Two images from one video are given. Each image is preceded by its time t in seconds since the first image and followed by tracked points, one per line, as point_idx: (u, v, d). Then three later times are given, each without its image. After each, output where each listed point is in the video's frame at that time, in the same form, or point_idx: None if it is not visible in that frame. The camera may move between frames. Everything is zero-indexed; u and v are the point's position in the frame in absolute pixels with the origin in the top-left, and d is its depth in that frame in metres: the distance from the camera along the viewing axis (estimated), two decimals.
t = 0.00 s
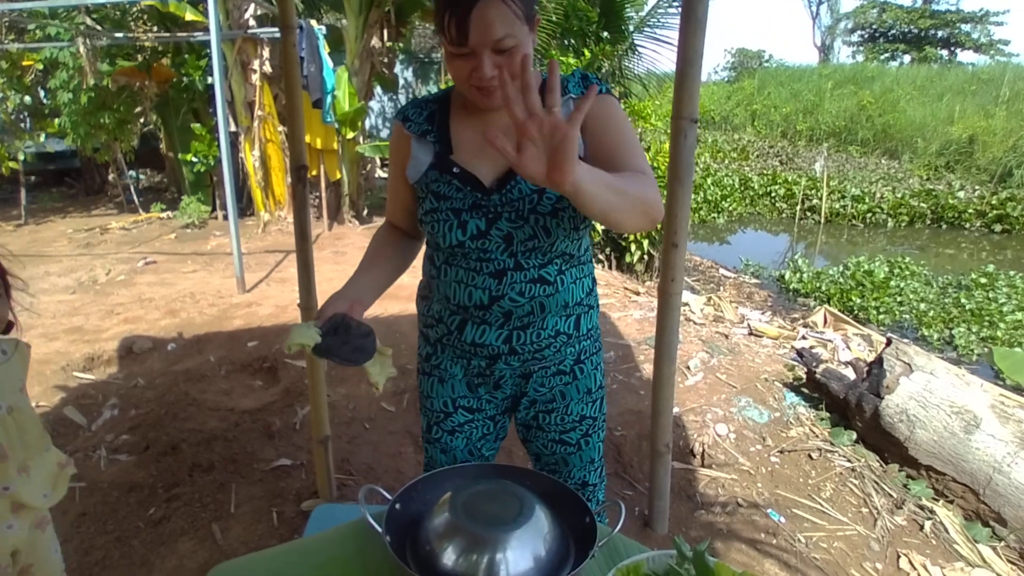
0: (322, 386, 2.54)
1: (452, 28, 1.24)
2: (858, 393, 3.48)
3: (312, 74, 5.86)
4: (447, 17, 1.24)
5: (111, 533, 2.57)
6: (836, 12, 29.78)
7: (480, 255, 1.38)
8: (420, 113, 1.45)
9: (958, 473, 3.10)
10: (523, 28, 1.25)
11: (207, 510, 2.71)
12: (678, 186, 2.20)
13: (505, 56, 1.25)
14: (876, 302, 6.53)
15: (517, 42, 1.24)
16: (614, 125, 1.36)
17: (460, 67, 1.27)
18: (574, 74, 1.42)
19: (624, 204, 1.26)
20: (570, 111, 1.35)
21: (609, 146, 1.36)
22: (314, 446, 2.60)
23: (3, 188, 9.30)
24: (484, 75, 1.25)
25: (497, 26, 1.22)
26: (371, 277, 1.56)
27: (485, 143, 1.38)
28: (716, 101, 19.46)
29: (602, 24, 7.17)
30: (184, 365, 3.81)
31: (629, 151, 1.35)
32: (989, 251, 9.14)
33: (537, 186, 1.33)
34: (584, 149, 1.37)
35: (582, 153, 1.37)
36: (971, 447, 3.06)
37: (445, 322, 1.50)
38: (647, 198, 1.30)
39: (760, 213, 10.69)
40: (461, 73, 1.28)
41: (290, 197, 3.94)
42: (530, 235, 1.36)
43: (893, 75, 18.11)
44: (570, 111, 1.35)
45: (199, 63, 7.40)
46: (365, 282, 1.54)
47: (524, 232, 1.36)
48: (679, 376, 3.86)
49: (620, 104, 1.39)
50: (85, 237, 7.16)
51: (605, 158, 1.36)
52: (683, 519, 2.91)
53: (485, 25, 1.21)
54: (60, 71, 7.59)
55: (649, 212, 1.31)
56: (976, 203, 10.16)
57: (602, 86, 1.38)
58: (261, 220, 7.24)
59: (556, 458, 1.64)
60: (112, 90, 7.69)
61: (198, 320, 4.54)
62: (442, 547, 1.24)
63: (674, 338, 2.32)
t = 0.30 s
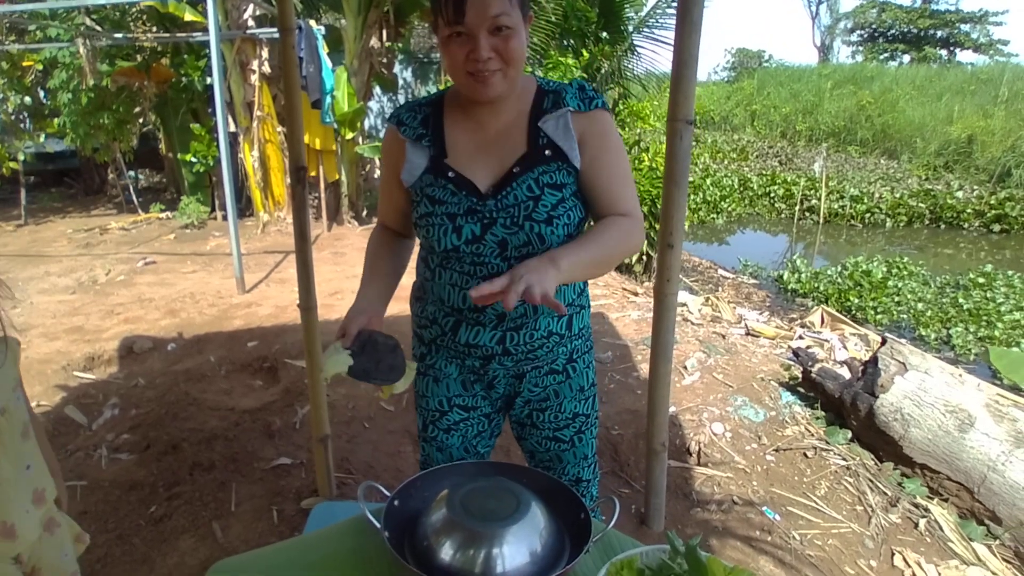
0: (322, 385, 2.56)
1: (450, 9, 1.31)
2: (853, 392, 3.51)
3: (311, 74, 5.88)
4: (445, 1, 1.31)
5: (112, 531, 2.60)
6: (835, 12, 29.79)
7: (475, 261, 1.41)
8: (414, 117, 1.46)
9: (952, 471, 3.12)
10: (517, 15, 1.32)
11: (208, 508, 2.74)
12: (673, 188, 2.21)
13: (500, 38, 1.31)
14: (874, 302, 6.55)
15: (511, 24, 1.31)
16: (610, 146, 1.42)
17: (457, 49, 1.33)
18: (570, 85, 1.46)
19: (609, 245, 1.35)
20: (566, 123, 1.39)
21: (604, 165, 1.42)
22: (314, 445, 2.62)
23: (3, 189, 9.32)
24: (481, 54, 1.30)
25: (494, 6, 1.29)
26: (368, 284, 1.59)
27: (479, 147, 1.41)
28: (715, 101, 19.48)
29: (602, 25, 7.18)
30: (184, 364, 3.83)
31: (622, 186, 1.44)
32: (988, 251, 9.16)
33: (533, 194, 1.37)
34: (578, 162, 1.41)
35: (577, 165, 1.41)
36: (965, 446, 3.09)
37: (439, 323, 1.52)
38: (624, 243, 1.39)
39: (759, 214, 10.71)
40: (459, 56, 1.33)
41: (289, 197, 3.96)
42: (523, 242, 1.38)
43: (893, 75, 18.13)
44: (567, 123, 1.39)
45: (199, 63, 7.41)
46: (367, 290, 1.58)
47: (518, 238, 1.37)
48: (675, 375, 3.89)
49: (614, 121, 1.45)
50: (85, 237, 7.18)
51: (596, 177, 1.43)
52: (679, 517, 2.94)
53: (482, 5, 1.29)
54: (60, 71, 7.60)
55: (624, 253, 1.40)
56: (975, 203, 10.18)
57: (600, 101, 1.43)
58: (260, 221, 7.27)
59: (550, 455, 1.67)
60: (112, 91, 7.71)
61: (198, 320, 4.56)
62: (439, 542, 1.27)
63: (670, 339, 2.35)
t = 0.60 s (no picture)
0: (322, 385, 2.58)
1: (434, 23, 1.31)
2: (851, 393, 3.53)
3: (311, 77, 5.90)
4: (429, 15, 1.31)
5: (114, 531, 2.61)
6: (836, 15, 29.85)
7: (472, 260, 1.43)
8: (413, 118, 1.47)
9: (950, 472, 3.13)
10: (503, 23, 1.30)
11: (210, 508, 2.75)
12: (671, 190, 2.23)
13: (484, 53, 1.30)
14: (874, 304, 6.57)
15: (496, 37, 1.29)
16: (605, 153, 1.46)
17: (443, 63, 1.33)
18: (567, 89, 1.48)
19: (592, 263, 1.45)
20: (563, 127, 1.42)
21: (598, 172, 1.46)
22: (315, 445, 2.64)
23: (5, 191, 9.34)
24: (464, 71, 1.30)
25: (477, 21, 1.27)
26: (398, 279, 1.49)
27: (478, 148, 1.43)
28: (715, 103, 19.51)
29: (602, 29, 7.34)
30: (185, 366, 3.85)
31: (613, 197, 1.50)
32: (988, 253, 9.18)
33: (531, 195, 1.38)
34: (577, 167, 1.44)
35: (575, 169, 1.44)
36: (963, 446, 3.10)
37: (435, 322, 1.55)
38: (609, 257, 1.48)
39: (759, 216, 10.73)
40: (445, 70, 1.34)
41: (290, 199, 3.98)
42: (521, 241, 1.40)
43: (893, 78, 18.17)
44: (564, 127, 1.41)
45: (199, 66, 7.38)
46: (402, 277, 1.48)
47: (516, 238, 1.40)
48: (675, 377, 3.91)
49: (607, 124, 1.48)
50: (86, 240, 7.21)
51: (590, 183, 1.47)
52: (678, 517, 2.95)
53: (464, 22, 1.27)
54: (62, 73, 7.63)
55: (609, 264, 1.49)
56: (975, 205, 10.20)
57: (595, 105, 1.45)
58: (261, 223, 7.30)
59: (547, 455, 1.69)
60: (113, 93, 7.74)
61: (200, 321, 4.58)
62: (439, 540, 1.28)
63: (668, 341, 2.36)
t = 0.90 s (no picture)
0: (324, 388, 2.59)
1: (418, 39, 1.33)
2: (850, 396, 3.54)
3: (313, 82, 5.93)
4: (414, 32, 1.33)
5: (117, 532, 2.63)
6: (836, 20, 29.94)
7: (475, 262, 1.44)
8: (412, 122, 1.47)
9: (949, 474, 3.15)
10: (486, 38, 1.31)
11: (211, 509, 2.77)
12: (670, 194, 2.25)
13: (469, 67, 1.32)
14: (875, 308, 6.58)
15: (480, 52, 1.31)
16: (601, 153, 1.49)
17: (430, 79, 1.36)
18: (562, 91, 1.50)
19: (594, 261, 1.48)
20: (560, 130, 1.44)
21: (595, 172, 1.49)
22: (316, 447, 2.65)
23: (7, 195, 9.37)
24: (450, 86, 1.33)
25: (458, 37, 1.29)
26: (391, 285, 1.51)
27: (474, 155, 1.44)
28: (716, 108, 19.55)
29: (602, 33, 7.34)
30: (187, 369, 3.87)
31: (612, 195, 1.52)
32: (989, 257, 9.19)
33: (531, 199, 1.40)
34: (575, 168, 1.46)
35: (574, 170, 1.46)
36: (961, 449, 3.11)
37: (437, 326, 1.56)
38: (610, 254, 1.51)
39: (760, 221, 10.75)
40: (432, 85, 1.36)
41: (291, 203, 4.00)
42: (524, 244, 1.43)
43: (893, 82, 18.22)
44: (561, 129, 1.44)
45: (200, 71, 7.46)
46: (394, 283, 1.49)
47: (519, 241, 1.42)
48: (674, 380, 3.92)
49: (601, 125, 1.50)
50: (88, 243, 7.24)
51: (588, 184, 1.49)
52: (677, 519, 2.97)
53: (447, 38, 1.29)
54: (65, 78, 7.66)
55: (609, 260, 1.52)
56: (976, 209, 10.21)
57: (590, 106, 1.48)
58: (262, 227, 7.34)
59: (546, 456, 1.71)
60: (116, 98, 7.78)
61: (201, 325, 4.60)
62: (438, 540, 1.30)
63: (667, 343, 2.37)
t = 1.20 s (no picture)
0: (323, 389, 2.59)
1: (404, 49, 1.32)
2: (848, 396, 3.55)
3: (313, 82, 5.94)
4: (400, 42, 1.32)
5: (116, 532, 2.63)
6: (836, 21, 29.94)
7: (476, 269, 1.45)
8: (398, 139, 1.47)
9: (948, 474, 3.15)
10: (473, 47, 1.31)
11: (211, 510, 2.77)
12: (668, 194, 2.27)
13: (458, 76, 1.32)
14: (874, 308, 6.58)
15: (468, 61, 1.31)
16: (599, 154, 1.50)
17: (418, 89, 1.35)
18: (553, 92, 1.51)
19: (603, 266, 1.55)
20: (555, 134, 1.44)
21: (595, 173, 1.51)
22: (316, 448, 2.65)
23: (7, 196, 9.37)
24: (439, 96, 1.32)
25: (447, 47, 1.28)
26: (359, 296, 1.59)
27: (467, 165, 1.44)
28: (716, 109, 19.55)
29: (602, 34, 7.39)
30: (187, 369, 3.87)
31: (609, 194, 1.56)
32: (989, 258, 9.19)
33: (531, 205, 1.41)
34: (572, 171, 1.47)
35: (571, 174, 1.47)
36: (960, 449, 3.12)
37: (440, 328, 1.55)
38: (614, 252, 1.57)
39: (760, 221, 10.75)
40: (421, 94, 1.35)
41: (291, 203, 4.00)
42: (526, 251, 1.44)
43: (893, 83, 18.24)
44: (556, 133, 1.44)
45: (201, 72, 7.47)
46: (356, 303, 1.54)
47: (521, 248, 1.43)
48: (674, 380, 3.92)
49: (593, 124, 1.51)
50: (88, 244, 7.24)
51: (586, 185, 1.51)
52: (676, 519, 2.98)
53: (435, 47, 1.28)
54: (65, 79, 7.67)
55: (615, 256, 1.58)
56: (975, 210, 10.22)
57: (583, 107, 1.48)
58: (262, 228, 7.37)
59: (546, 453, 1.71)
60: (115, 99, 7.79)
61: (201, 325, 4.60)
62: (437, 539, 1.30)
63: (666, 343, 2.38)
